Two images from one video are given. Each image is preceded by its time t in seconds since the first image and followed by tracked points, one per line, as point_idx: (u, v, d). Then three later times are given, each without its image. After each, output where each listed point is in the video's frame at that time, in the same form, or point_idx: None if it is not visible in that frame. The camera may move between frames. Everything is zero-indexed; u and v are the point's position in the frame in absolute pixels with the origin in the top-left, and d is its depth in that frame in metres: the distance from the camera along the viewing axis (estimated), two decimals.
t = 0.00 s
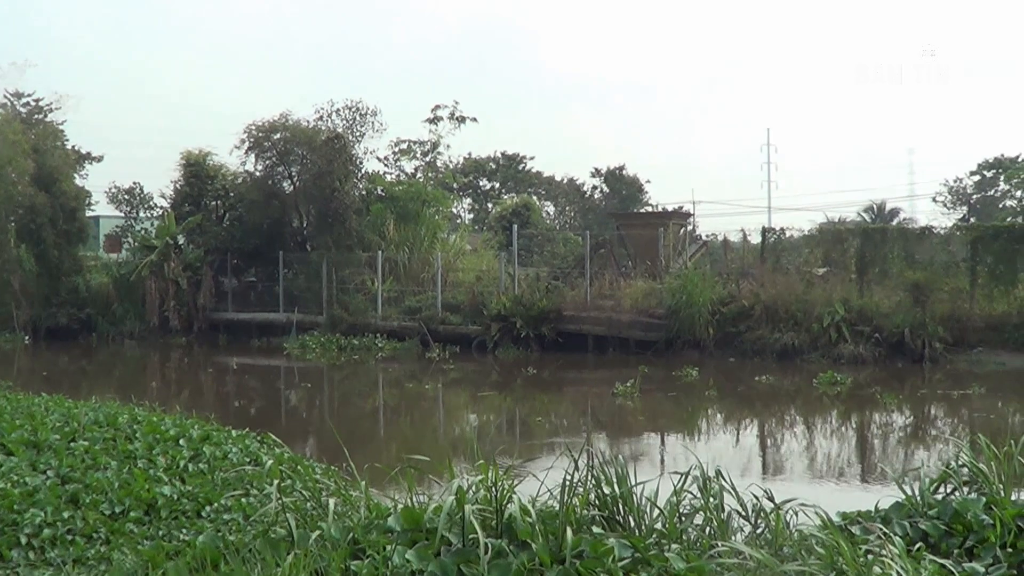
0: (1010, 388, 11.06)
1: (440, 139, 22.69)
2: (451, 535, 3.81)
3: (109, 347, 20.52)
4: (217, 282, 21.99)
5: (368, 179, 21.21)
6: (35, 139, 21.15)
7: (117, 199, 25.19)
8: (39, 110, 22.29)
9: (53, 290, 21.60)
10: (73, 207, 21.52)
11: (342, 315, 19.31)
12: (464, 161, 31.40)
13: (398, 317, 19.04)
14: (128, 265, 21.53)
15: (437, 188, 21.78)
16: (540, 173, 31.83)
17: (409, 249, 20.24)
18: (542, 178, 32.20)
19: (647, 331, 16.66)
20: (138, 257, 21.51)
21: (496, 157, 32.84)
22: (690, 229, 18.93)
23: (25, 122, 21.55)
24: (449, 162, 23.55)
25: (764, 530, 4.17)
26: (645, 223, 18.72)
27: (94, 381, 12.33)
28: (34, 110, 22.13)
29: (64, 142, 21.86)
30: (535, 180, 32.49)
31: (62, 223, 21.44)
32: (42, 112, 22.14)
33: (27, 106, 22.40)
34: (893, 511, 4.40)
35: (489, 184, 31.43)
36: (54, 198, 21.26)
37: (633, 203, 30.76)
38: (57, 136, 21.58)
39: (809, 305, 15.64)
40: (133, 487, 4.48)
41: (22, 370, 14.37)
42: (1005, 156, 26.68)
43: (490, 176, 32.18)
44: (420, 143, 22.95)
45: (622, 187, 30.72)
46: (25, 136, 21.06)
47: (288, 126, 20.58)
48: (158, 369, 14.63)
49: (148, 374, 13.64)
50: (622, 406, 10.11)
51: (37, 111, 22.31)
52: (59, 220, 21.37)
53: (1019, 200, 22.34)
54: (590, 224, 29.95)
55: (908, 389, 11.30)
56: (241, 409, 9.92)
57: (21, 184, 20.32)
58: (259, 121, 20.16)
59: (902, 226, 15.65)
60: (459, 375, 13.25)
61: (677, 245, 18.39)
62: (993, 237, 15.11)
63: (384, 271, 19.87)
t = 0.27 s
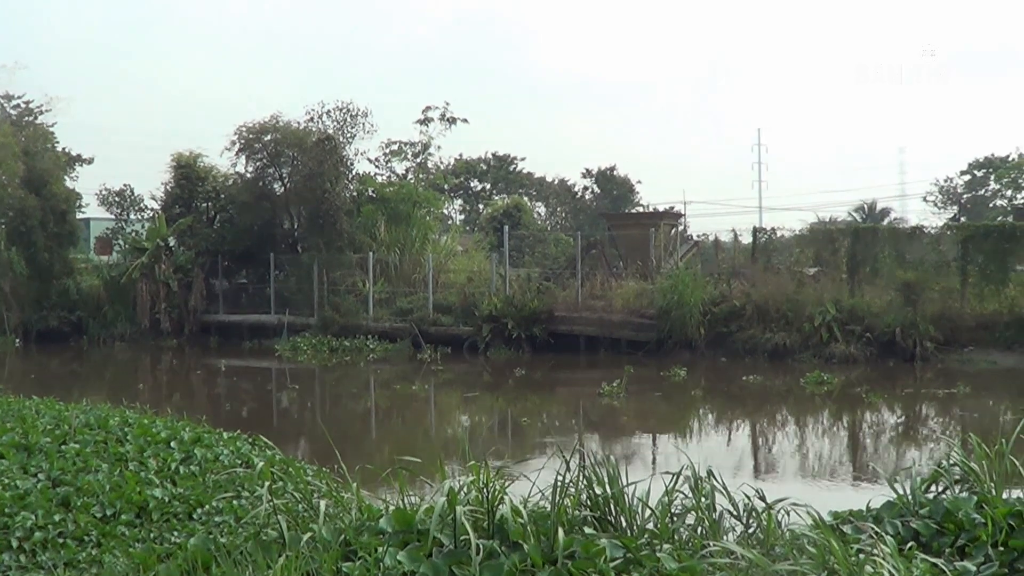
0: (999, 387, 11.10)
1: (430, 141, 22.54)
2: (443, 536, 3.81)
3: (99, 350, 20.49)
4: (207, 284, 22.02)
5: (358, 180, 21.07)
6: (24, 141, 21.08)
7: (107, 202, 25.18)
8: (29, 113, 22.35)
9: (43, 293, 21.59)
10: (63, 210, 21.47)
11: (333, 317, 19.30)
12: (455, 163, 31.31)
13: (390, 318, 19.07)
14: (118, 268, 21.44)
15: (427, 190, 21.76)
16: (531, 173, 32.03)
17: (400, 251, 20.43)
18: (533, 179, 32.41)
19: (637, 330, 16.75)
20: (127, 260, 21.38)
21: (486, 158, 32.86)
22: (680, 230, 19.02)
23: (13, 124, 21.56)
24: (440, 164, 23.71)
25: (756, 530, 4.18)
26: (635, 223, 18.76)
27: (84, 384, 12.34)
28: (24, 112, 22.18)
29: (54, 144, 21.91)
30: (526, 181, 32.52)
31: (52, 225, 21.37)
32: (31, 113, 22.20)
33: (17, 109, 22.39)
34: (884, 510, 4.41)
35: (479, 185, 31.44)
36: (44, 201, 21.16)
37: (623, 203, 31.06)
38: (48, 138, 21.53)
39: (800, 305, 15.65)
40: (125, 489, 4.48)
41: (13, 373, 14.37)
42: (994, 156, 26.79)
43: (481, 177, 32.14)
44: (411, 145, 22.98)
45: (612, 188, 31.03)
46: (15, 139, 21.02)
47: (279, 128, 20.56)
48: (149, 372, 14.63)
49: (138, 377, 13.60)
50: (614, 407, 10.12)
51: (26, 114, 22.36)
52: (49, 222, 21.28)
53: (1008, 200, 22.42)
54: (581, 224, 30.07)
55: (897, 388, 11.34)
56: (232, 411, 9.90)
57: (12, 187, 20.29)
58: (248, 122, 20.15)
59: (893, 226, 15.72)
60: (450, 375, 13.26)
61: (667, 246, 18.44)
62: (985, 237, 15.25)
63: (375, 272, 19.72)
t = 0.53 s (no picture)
0: (987, 387, 11.12)
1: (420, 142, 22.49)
2: (434, 538, 3.81)
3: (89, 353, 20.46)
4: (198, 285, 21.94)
5: (349, 181, 21.22)
6: (15, 143, 21.20)
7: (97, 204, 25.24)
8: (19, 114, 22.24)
9: (33, 295, 21.50)
10: (54, 212, 21.33)
11: (324, 319, 19.32)
12: (445, 164, 31.30)
13: (381, 321, 19.09)
14: (108, 269, 21.52)
15: (418, 192, 21.68)
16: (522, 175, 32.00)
17: (391, 252, 20.38)
18: (524, 180, 32.45)
19: (628, 332, 16.75)
20: (119, 262, 21.33)
21: (477, 159, 32.76)
22: (673, 230, 18.97)
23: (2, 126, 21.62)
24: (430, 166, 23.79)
25: (747, 530, 4.18)
26: (625, 225, 18.71)
27: (74, 386, 12.33)
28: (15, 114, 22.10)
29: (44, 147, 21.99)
30: (517, 183, 32.51)
31: (42, 227, 21.28)
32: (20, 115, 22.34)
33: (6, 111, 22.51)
34: (875, 511, 4.41)
35: (470, 187, 31.41)
36: (35, 203, 21.07)
37: (614, 205, 31.13)
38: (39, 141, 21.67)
39: (791, 306, 15.68)
40: (115, 492, 4.48)
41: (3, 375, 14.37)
42: (984, 158, 26.82)
43: (472, 178, 31.99)
44: (401, 146, 22.99)
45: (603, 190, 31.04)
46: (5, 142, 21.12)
47: (270, 130, 20.66)
48: (139, 374, 14.61)
49: (128, 379, 13.58)
50: (605, 408, 10.13)
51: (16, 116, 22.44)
52: (38, 223, 21.17)
53: (997, 201, 22.46)
54: (571, 226, 30.13)
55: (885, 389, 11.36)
56: (223, 414, 9.88)
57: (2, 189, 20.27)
58: (239, 124, 20.27)
59: (883, 227, 15.76)
60: (440, 377, 13.27)
61: (659, 247, 18.45)
62: (975, 237, 15.30)
63: (367, 274, 19.85)
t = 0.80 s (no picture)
0: (976, 389, 11.16)
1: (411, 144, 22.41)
2: (426, 540, 3.81)
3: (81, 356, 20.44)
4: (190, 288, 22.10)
5: (341, 184, 21.12)
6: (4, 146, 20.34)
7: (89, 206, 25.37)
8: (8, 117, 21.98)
9: (25, 298, 20.66)
10: (46, 215, 20.53)
11: (316, 321, 19.33)
12: (436, 166, 31.31)
13: (373, 323, 19.11)
14: (101, 272, 21.21)
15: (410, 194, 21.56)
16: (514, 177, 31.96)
17: (383, 254, 20.22)
18: (515, 183, 32.27)
19: (619, 334, 16.78)
20: (111, 265, 21.29)
21: (469, 161, 32.71)
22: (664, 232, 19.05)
23: None
24: (422, 168, 23.79)
25: (739, 532, 4.19)
26: (617, 227, 18.77)
27: (65, 389, 12.32)
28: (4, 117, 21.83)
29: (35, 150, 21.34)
30: (509, 184, 32.48)
31: (34, 229, 20.42)
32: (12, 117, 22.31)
33: None
34: (866, 513, 4.41)
35: (462, 189, 31.36)
36: (27, 205, 20.32)
37: (606, 207, 31.18)
38: (29, 142, 20.86)
39: (783, 308, 15.71)
40: (107, 495, 4.48)
41: None
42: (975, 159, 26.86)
43: (463, 181, 32.06)
44: (393, 148, 22.97)
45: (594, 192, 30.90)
46: None
47: (261, 132, 20.72)
48: (130, 377, 14.59)
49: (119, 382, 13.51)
50: (598, 410, 10.15)
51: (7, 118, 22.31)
52: (31, 226, 20.36)
53: (988, 202, 22.51)
54: (562, 228, 30.17)
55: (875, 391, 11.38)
56: (215, 416, 9.86)
57: None
58: (230, 126, 20.34)
59: (875, 229, 15.78)
60: (433, 379, 13.29)
61: (650, 248, 18.52)
62: (966, 238, 15.31)
63: (358, 276, 19.90)
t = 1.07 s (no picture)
0: (966, 389, 11.18)
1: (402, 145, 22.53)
2: (417, 540, 3.81)
3: (73, 356, 20.42)
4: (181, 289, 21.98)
5: (333, 185, 21.26)
6: None
7: (82, 207, 25.44)
8: None
9: (15, 299, 21.03)
10: (36, 216, 20.75)
11: (307, 322, 19.35)
12: (428, 166, 31.33)
13: (364, 323, 19.09)
14: (92, 273, 21.28)
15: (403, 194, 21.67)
16: (506, 177, 31.96)
17: (374, 255, 20.32)
18: (508, 183, 32.34)
19: (611, 334, 16.80)
20: (102, 266, 21.29)
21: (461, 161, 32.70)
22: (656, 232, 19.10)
23: None
24: (414, 169, 23.81)
25: (731, 531, 4.19)
26: (609, 227, 18.84)
27: (54, 390, 12.31)
28: None
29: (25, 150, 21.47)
30: (500, 185, 32.45)
31: (24, 230, 20.64)
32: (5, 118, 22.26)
33: None
34: (858, 512, 4.43)
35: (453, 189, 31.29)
36: (17, 206, 20.49)
37: (598, 207, 31.22)
38: (20, 144, 21.02)
39: (775, 307, 15.72)
40: (99, 496, 4.49)
41: None
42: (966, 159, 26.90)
43: (455, 181, 31.73)
44: (385, 148, 22.94)
45: (586, 193, 31.03)
46: None
47: (252, 133, 20.70)
48: (121, 378, 14.59)
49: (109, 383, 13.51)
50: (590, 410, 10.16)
51: None
52: (21, 226, 20.56)
53: (980, 202, 22.53)
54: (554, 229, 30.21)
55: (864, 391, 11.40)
56: (207, 417, 9.86)
57: None
58: (221, 127, 20.33)
59: (866, 229, 15.78)
60: (424, 380, 13.29)
61: (642, 249, 18.62)
62: (958, 238, 15.32)
63: (350, 277, 19.93)
